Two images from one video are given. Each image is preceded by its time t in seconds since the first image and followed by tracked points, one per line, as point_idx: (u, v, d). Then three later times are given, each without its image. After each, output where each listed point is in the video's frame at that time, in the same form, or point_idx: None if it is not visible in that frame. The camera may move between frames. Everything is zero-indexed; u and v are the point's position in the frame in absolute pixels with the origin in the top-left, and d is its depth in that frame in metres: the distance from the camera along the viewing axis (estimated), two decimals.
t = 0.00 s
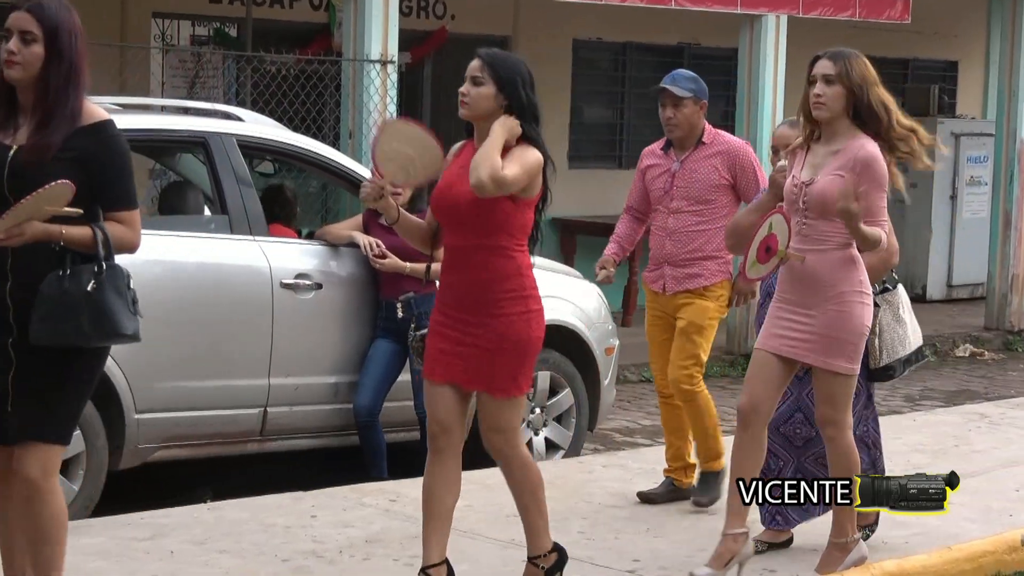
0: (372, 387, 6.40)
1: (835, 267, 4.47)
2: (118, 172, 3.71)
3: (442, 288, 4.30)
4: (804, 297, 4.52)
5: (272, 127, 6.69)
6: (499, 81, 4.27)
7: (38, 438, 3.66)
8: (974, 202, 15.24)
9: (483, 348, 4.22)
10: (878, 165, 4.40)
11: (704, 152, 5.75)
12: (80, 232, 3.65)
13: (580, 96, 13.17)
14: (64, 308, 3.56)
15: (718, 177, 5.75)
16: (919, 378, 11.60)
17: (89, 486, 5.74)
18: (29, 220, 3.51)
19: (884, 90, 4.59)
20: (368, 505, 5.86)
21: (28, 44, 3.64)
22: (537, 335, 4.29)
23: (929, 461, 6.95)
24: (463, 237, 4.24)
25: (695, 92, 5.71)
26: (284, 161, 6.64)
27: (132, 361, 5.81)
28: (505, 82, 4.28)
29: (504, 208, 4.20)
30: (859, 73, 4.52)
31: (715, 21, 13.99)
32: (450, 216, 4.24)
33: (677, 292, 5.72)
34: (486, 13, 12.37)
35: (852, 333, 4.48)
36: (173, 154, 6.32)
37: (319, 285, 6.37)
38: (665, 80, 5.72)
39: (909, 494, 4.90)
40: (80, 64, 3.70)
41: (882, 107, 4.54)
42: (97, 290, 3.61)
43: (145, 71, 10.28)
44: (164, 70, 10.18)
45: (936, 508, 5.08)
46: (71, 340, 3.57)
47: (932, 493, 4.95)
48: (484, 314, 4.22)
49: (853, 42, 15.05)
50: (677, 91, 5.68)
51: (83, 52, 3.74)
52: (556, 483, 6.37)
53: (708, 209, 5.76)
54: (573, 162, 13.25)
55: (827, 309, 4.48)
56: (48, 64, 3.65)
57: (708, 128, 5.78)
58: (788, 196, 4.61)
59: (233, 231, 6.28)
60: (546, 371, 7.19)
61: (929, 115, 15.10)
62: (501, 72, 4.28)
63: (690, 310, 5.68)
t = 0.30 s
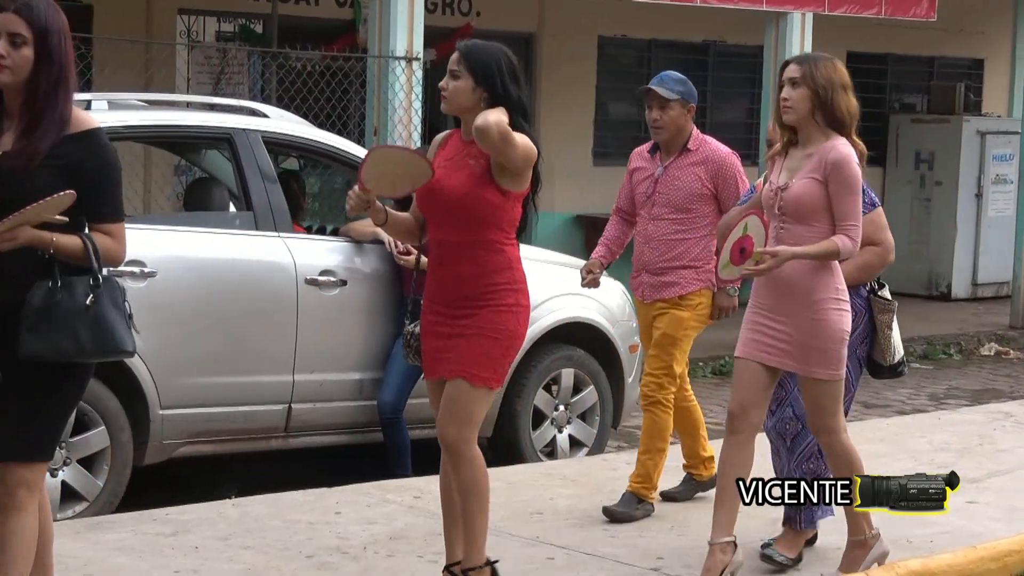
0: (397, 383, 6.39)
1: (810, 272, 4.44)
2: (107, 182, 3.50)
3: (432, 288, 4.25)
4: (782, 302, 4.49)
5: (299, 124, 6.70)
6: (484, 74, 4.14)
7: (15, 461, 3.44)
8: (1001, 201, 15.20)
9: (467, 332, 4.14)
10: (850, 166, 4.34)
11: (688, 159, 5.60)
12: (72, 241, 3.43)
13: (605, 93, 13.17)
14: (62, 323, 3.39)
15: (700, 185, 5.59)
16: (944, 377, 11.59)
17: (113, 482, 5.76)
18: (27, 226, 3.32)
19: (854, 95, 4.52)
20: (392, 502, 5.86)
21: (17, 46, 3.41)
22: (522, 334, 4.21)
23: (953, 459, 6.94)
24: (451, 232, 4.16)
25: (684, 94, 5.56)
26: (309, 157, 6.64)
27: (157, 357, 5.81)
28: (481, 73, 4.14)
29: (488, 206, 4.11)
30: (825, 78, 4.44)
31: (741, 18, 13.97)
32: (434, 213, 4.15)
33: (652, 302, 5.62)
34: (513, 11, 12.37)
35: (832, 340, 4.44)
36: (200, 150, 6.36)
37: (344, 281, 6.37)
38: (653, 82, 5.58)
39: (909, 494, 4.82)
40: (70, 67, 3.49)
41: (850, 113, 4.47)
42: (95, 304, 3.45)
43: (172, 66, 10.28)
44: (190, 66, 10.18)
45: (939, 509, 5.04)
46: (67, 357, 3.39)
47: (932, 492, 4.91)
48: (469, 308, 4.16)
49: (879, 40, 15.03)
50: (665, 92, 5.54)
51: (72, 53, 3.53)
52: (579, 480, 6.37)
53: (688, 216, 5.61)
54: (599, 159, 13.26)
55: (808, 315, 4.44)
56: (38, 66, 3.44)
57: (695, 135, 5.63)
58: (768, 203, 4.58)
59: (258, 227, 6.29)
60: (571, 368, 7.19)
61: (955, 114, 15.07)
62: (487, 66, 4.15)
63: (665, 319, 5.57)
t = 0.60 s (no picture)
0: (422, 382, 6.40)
1: (791, 264, 4.33)
2: (104, 175, 3.42)
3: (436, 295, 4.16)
4: (766, 297, 4.38)
5: (327, 122, 6.71)
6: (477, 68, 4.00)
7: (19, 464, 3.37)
8: None
9: (462, 336, 4.04)
10: (829, 151, 4.24)
11: (678, 150, 5.42)
12: (70, 238, 3.35)
13: (631, 90, 13.17)
14: (53, 322, 3.28)
15: (690, 178, 5.40)
16: (970, 376, 11.58)
17: (140, 479, 5.77)
18: (26, 220, 3.24)
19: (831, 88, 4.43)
20: (418, 499, 5.86)
21: (5, 36, 3.29)
22: (506, 340, 4.07)
23: (980, 459, 6.92)
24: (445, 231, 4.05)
25: (674, 85, 5.40)
26: (335, 154, 6.64)
27: (184, 353, 5.83)
28: (465, 69, 4.00)
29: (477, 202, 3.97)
30: (789, 66, 4.37)
31: (770, 17, 13.94)
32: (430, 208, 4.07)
33: (639, 297, 5.45)
34: (540, 9, 12.37)
35: (809, 336, 4.31)
36: (226, 147, 6.41)
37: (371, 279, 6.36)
38: (640, 75, 5.42)
39: (909, 494, 4.92)
40: (63, 61, 3.38)
41: (820, 102, 4.38)
42: (89, 302, 3.34)
43: (200, 63, 10.31)
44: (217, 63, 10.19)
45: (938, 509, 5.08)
46: (59, 357, 3.28)
47: (932, 492, 4.93)
48: (457, 311, 4.05)
49: (906, 38, 15.01)
50: (653, 86, 5.38)
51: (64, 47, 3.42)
52: (605, 478, 6.36)
53: (679, 210, 5.44)
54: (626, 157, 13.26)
55: (789, 309, 4.33)
56: (29, 59, 3.32)
57: (688, 126, 5.43)
58: (749, 196, 4.51)
59: (285, 224, 6.29)
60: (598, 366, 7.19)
61: (983, 112, 15.04)
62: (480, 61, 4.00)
63: (660, 320, 5.42)
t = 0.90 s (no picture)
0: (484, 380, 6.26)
1: (790, 262, 4.32)
2: (99, 176, 3.38)
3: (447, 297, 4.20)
4: (767, 294, 4.37)
5: (352, 119, 6.71)
6: (456, 67, 4.04)
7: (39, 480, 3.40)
8: None
9: (462, 335, 4.08)
10: (830, 149, 4.23)
11: (656, 153, 5.32)
12: (65, 249, 3.32)
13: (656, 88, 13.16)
14: (66, 341, 3.28)
15: (670, 181, 5.30)
16: (997, 374, 11.54)
17: (165, 476, 5.79)
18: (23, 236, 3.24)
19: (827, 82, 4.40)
20: (442, 497, 5.88)
21: None
22: (505, 339, 4.08)
23: (1006, 459, 6.91)
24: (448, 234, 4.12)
25: (651, 83, 5.34)
26: (359, 151, 6.65)
27: (209, 351, 5.84)
28: (456, 68, 4.05)
29: (466, 203, 4.05)
30: (785, 59, 4.33)
31: (796, 15, 13.92)
32: (434, 209, 4.12)
33: (627, 304, 5.35)
34: (565, 6, 12.36)
35: (807, 332, 4.31)
36: (253, 145, 6.40)
37: (396, 276, 6.37)
38: (619, 71, 5.36)
39: (909, 494, 5.09)
40: (49, 56, 3.30)
41: (816, 98, 4.33)
42: (100, 318, 3.34)
43: (225, 61, 10.34)
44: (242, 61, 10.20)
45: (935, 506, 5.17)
46: (75, 375, 3.28)
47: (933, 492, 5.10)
48: (458, 310, 4.10)
49: (932, 36, 14.98)
50: (632, 83, 5.32)
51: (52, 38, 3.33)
52: (630, 477, 6.36)
53: (661, 214, 5.33)
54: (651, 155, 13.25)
55: (787, 305, 4.33)
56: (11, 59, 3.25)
57: (666, 129, 5.36)
58: (749, 195, 4.49)
59: (310, 222, 6.30)
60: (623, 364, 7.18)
61: (1011, 110, 14.99)
62: (461, 60, 4.05)
63: (644, 326, 5.36)
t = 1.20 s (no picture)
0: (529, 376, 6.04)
1: (776, 266, 4.24)
2: (89, 168, 3.14)
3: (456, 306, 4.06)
4: (756, 300, 4.29)
5: (373, 118, 6.72)
6: (440, 71, 3.94)
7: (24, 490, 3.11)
8: None
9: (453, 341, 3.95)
10: (818, 155, 4.13)
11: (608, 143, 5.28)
12: (51, 245, 3.08)
13: (675, 87, 13.16)
14: (47, 341, 3.01)
15: (622, 168, 5.25)
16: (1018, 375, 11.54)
17: (184, 475, 5.79)
18: None
19: (824, 87, 4.31)
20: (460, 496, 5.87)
21: None
22: (497, 347, 3.90)
23: None
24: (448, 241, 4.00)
25: (605, 73, 5.26)
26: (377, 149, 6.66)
27: (230, 350, 5.84)
28: (449, 75, 3.93)
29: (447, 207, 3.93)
30: (779, 62, 4.21)
31: (817, 15, 13.93)
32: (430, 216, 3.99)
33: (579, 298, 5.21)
34: (585, 5, 12.37)
35: (795, 338, 4.22)
36: (273, 145, 6.40)
37: (416, 275, 6.37)
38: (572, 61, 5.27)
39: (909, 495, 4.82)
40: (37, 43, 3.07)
41: (801, 102, 4.23)
42: (82, 311, 3.05)
43: (245, 60, 10.36)
44: (263, 60, 10.23)
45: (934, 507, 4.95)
46: (56, 373, 3.01)
47: (931, 492, 4.86)
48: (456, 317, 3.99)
49: (952, 35, 14.98)
50: (587, 71, 5.23)
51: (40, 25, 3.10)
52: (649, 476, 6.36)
53: (613, 203, 5.28)
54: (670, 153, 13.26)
55: (772, 311, 4.25)
56: None
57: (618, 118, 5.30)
58: (740, 196, 4.41)
59: (330, 221, 6.30)
60: (642, 363, 7.17)
61: None
62: (444, 65, 3.94)
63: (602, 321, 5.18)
